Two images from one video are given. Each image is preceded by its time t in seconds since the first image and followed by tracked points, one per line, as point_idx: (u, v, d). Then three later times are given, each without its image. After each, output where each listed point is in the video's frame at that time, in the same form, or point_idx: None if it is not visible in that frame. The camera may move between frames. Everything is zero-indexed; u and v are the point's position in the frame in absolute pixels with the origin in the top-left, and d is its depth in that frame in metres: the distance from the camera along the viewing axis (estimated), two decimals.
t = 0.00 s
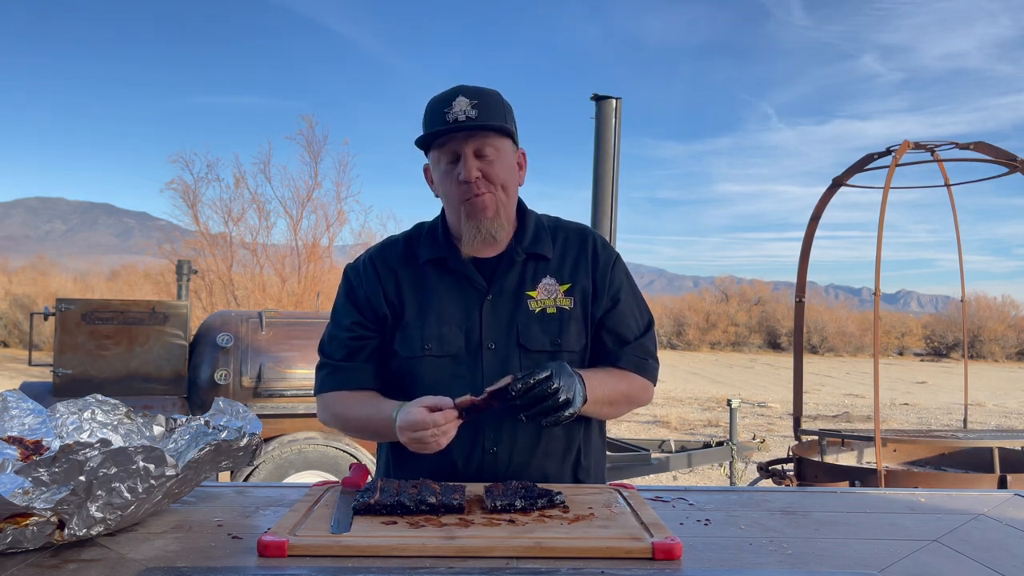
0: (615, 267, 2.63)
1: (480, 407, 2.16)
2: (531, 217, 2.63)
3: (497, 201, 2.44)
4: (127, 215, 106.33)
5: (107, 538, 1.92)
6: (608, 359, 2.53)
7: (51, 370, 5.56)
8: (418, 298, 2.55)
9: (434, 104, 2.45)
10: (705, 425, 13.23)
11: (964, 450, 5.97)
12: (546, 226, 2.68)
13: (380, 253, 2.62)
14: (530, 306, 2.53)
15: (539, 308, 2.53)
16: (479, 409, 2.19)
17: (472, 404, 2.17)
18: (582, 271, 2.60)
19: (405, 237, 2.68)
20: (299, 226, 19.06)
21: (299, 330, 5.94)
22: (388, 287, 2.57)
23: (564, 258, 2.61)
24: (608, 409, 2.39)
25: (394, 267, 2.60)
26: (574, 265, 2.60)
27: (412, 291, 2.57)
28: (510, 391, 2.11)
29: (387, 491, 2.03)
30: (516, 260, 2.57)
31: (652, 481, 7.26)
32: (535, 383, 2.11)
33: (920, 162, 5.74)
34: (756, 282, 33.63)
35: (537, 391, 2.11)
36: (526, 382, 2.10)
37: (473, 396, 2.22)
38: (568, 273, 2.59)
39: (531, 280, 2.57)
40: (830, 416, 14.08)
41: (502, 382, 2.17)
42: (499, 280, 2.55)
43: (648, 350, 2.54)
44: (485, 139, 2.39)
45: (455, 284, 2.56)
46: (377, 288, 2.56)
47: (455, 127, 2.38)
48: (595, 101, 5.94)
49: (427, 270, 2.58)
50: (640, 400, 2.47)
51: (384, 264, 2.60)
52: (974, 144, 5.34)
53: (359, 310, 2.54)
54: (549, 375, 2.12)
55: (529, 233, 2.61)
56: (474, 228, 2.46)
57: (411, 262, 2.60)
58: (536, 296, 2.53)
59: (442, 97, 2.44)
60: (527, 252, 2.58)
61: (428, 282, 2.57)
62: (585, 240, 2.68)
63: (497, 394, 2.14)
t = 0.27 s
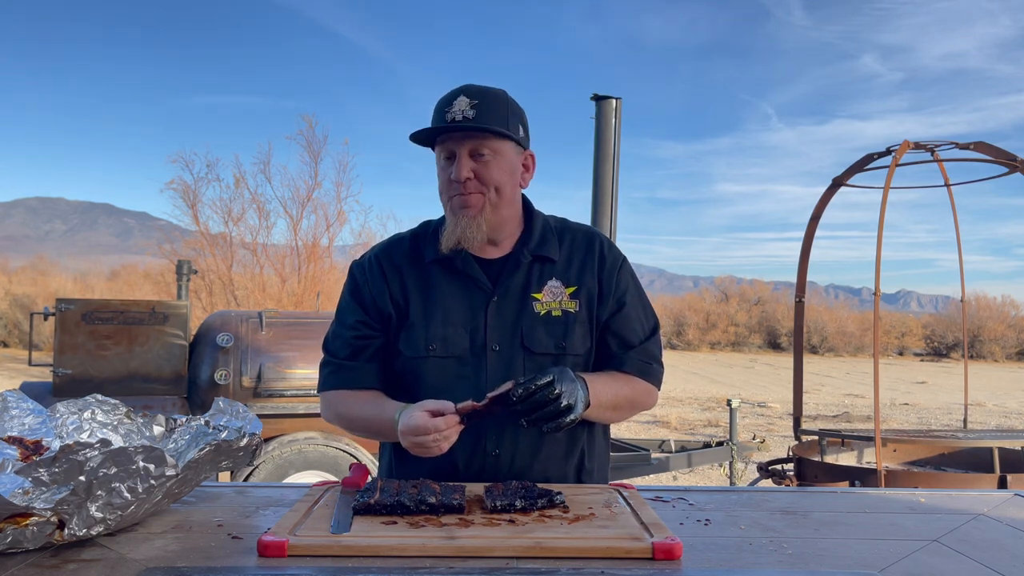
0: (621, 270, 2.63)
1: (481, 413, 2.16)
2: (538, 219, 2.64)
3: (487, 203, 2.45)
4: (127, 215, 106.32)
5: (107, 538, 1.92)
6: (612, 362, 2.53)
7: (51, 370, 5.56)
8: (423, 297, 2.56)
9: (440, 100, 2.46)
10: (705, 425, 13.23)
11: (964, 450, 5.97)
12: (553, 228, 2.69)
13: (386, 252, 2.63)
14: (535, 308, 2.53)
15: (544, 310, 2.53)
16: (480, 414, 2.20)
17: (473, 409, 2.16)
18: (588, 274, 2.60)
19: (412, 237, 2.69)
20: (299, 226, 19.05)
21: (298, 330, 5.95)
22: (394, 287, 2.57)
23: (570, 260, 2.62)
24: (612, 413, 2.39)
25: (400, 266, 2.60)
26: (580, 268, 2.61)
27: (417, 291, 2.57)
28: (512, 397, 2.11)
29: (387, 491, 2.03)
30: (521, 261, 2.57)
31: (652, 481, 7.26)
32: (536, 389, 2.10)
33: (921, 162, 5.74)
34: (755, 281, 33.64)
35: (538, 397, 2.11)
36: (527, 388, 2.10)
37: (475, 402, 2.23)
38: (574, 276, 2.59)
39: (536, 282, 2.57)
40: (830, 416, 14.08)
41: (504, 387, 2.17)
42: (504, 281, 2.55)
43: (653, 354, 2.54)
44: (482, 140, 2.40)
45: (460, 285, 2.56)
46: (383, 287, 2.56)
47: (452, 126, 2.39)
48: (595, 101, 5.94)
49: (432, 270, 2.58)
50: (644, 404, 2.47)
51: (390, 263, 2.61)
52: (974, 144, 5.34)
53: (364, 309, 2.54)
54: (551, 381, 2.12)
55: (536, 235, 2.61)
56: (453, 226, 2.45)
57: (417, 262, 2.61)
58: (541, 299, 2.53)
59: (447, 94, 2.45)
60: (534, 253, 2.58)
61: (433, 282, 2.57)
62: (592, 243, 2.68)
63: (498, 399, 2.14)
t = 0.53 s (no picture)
0: (624, 271, 2.63)
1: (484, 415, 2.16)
2: (542, 219, 2.64)
3: (501, 202, 2.46)
4: (127, 215, 106.32)
5: (107, 538, 1.92)
6: (615, 363, 2.53)
7: (51, 370, 5.56)
8: (426, 297, 2.56)
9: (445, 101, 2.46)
10: (705, 425, 13.23)
11: (965, 450, 5.97)
12: (557, 228, 2.68)
13: (389, 251, 2.63)
14: (538, 309, 2.53)
15: (547, 310, 2.53)
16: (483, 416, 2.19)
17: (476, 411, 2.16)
18: (591, 274, 2.60)
19: (415, 236, 2.69)
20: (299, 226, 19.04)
21: (298, 330, 5.95)
22: (397, 287, 2.57)
23: (573, 260, 2.61)
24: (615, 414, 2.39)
25: (403, 266, 2.60)
26: (583, 269, 2.61)
27: (420, 290, 2.57)
28: (515, 400, 2.11)
29: (387, 491, 2.03)
30: (525, 262, 2.57)
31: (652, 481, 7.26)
32: (539, 391, 2.10)
33: (920, 162, 5.74)
34: (756, 281, 33.66)
35: (541, 399, 2.10)
36: (531, 390, 2.10)
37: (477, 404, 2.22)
38: (577, 277, 2.59)
39: (539, 283, 2.57)
40: (830, 416, 14.08)
41: (507, 389, 2.17)
42: (507, 282, 2.55)
43: (655, 356, 2.54)
44: (493, 140, 2.41)
45: (463, 284, 2.56)
46: (387, 287, 2.56)
47: (462, 126, 2.39)
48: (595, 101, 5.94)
49: (435, 269, 2.58)
50: (647, 406, 2.47)
51: (393, 262, 2.60)
52: (974, 144, 5.34)
53: (368, 309, 2.54)
54: (554, 383, 2.11)
55: (539, 235, 2.61)
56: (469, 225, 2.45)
57: (420, 261, 2.61)
58: (544, 299, 2.52)
59: (452, 95, 2.44)
60: (537, 253, 2.58)
61: (436, 282, 2.57)
62: (595, 244, 2.68)
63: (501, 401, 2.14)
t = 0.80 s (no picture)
0: (624, 270, 2.63)
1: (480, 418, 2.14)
2: (542, 219, 2.64)
3: (509, 199, 2.46)
4: (127, 215, 106.32)
5: (107, 538, 1.92)
6: (616, 362, 2.53)
7: (51, 370, 5.56)
8: (428, 298, 2.56)
9: (445, 104, 2.45)
10: (706, 425, 13.23)
11: (964, 450, 5.97)
12: (557, 228, 2.68)
13: (390, 252, 2.63)
14: (540, 308, 2.53)
15: (548, 310, 2.53)
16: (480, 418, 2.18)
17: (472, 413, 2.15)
18: (591, 273, 2.60)
19: (416, 237, 2.69)
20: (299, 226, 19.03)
21: (298, 330, 5.95)
22: (399, 288, 2.58)
23: (574, 260, 2.61)
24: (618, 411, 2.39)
25: (405, 267, 2.60)
26: (583, 268, 2.61)
27: (422, 290, 2.57)
28: (515, 398, 2.10)
29: (387, 491, 2.03)
30: (526, 261, 2.57)
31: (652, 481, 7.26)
32: (539, 389, 2.10)
33: (920, 162, 5.73)
34: (756, 282, 33.66)
35: (542, 397, 2.10)
36: (532, 387, 2.10)
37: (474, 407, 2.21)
38: (578, 276, 2.59)
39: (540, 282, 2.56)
40: (830, 416, 14.09)
41: (505, 388, 2.16)
42: (509, 282, 2.55)
43: (656, 354, 2.54)
44: (497, 139, 2.41)
45: (465, 284, 2.56)
46: (389, 288, 2.56)
47: (466, 127, 2.38)
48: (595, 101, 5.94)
49: (437, 270, 2.58)
50: (649, 404, 2.47)
51: (395, 263, 2.61)
52: (974, 144, 5.34)
53: (370, 310, 2.54)
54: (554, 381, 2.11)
55: (540, 235, 2.61)
56: (482, 226, 2.45)
57: (422, 262, 2.61)
58: (545, 299, 2.52)
59: (453, 97, 2.44)
60: (538, 253, 2.58)
61: (438, 282, 2.57)
62: (595, 243, 2.68)
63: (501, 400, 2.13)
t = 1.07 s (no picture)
0: (622, 266, 2.63)
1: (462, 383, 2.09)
2: (539, 218, 2.64)
3: (502, 203, 2.46)
4: (127, 215, 106.34)
5: (107, 539, 1.92)
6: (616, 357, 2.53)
7: (51, 370, 5.56)
8: (428, 298, 2.56)
9: (438, 109, 2.46)
10: (706, 425, 13.23)
11: (964, 450, 5.97)
12: (554, 227, 2.68)
13: (389, 253, 2.63)
14: (538, 306, 2.53)
15: (547, 308, 2.53)
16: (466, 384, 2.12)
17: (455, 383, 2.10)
18: (588, 270, 2.60)
19: (416, 238, 2.69)
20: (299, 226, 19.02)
21: (298, 330, 5.95)
22: (399, 288, 2.58)
23: (571, 258, 2.61)
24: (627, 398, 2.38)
25: (404, 268, 2.60)
26: (580, 266, 2.61)
27: (420, 290, 2.57)
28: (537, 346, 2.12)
29: (387, 491, 2.03)
30: (524, 261, 2.57)
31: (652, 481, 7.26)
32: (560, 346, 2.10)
33: (920, 162, 5.73)
34: (755, 282, 33.67)
35: (560, 355, 2.10)
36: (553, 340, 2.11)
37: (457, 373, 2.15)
38: (575, 274, 2.59)
39: (539, 280, 2.56)
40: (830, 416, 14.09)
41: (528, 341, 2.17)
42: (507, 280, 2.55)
43: (655, 347, 2.54)
44: (489, 143, 2.40)
45: (463, 285, 2.56)
46: (389, 289, 2.56)
47: (458, 133, 2.38)
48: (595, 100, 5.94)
49: (436, 270, 2.58)
50: (650, 398, 2.47)
51: (394, 264, 2.61)
52: (975, 144, 5.34)
53: (370, 311, 2.54)
54: (575, 344, 2.11)
55: (537, 235, 2.61)
56: (475, 231, 2.46)
57: (422, 262, 2.61)
58: (544, 297, 2.52)
59: (446, 103, 2.44)
60: (536, 252, 2.58)
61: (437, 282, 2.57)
62: (592, 240, 2.68)
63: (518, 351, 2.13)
